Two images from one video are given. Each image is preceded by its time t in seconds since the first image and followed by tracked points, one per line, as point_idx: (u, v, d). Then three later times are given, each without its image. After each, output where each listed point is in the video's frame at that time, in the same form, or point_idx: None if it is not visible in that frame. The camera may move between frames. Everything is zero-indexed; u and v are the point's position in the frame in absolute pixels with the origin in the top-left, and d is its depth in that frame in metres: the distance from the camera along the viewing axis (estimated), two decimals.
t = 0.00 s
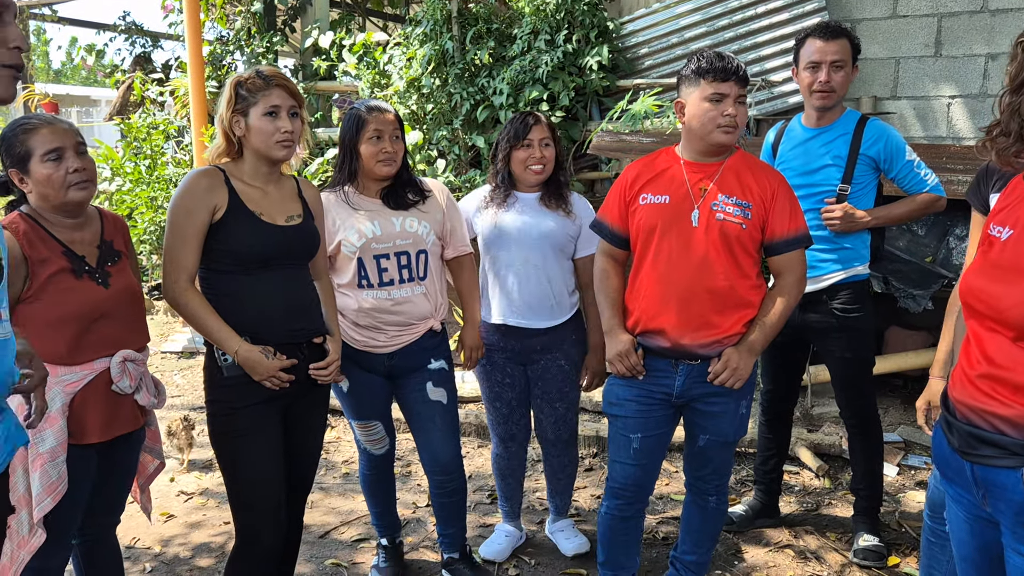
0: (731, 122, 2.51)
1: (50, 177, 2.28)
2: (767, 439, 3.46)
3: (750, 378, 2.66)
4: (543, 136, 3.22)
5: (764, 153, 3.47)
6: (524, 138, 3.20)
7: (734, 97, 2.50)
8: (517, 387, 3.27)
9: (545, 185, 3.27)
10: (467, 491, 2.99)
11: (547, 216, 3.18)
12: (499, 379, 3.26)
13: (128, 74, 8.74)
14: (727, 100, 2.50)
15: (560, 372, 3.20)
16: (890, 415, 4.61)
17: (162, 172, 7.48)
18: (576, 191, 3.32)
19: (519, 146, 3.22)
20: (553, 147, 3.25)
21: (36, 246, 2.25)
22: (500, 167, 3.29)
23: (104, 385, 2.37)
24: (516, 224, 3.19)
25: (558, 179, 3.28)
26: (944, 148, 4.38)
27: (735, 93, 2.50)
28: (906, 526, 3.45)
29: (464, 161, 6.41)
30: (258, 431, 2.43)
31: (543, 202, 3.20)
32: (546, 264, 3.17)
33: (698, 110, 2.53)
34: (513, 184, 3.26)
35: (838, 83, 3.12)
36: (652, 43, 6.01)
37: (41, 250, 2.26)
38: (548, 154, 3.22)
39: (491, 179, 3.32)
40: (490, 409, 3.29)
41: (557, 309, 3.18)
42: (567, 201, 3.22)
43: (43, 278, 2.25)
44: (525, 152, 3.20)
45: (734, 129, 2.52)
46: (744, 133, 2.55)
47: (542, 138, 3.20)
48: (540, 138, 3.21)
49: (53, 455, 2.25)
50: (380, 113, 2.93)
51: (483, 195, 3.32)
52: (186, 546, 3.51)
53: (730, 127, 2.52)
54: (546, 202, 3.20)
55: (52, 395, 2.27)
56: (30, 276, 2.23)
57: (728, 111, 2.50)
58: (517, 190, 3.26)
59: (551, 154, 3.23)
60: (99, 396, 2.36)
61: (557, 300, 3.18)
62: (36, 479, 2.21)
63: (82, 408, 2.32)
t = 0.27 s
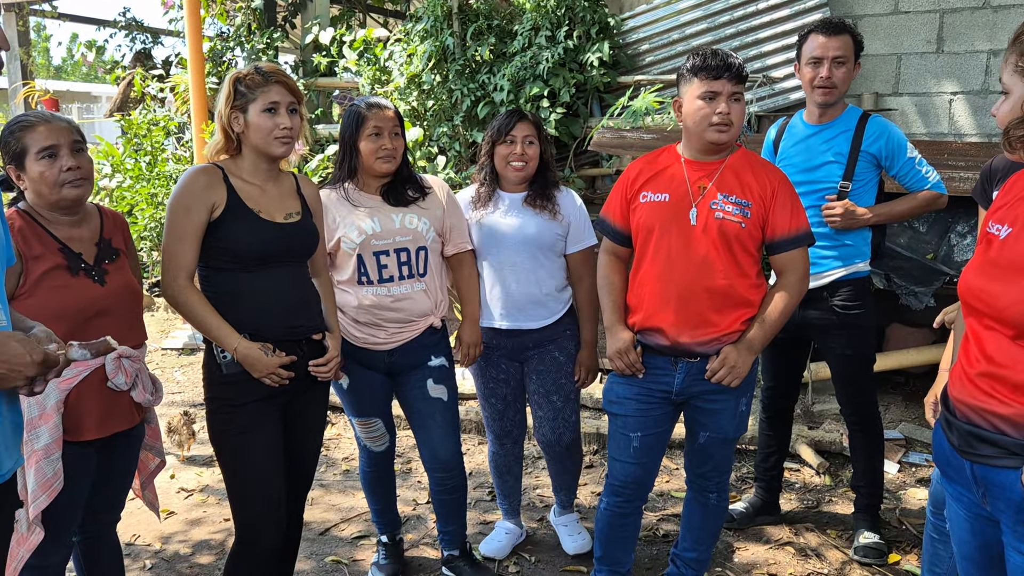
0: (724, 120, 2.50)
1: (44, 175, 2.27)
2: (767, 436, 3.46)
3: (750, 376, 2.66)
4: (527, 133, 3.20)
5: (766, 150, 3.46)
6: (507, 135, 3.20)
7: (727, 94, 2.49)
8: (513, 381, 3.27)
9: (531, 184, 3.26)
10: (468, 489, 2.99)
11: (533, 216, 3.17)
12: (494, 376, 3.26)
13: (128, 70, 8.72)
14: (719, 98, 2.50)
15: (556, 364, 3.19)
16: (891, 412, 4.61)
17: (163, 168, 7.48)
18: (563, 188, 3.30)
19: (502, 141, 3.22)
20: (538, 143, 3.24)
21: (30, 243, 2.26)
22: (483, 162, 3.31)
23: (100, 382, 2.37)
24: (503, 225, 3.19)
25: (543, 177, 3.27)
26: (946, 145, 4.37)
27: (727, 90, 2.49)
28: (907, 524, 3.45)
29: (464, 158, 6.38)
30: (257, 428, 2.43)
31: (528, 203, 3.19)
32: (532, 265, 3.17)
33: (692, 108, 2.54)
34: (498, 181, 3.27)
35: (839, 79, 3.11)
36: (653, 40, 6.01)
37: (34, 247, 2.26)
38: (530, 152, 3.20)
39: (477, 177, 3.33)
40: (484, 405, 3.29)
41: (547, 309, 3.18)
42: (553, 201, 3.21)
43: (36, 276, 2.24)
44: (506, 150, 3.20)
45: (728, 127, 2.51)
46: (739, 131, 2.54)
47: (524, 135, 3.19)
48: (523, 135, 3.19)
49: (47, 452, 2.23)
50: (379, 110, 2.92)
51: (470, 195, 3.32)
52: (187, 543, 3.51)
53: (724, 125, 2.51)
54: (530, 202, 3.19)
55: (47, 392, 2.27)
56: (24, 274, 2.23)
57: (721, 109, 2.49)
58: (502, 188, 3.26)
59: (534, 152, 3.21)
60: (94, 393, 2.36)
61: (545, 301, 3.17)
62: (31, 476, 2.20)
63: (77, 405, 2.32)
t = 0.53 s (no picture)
0: (709, 120, 2.52)
1: (53, 173, 2.27)
2: (770, 434, 3.46)
3: (752, 374, 2.66)
4: (530, 130, 3.19)
5: (768, 149, 3.46)
6: (509, 134, 3.19)
7: (713, 93, 2.50)
8: (519, 380, 3.27)
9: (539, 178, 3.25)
10: (471, 486, 2.99)
11: (541, 213, 3.17)
12: (502, 374, 3.26)
13: (129, 67, 8.71)
14: (705, 97, 2.51)
15: (565, 366, 3.19)
16: (892, 410, 4.61)
17: (164, 165, 7.48)
18: (573, 184, 3.28)
19: (506, 140, 3.21)
20: (542, 140, 3.22)
21: (40, 240, 2.24)
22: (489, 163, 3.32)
23: (104, 380, 2.38)
24: (513, 220, 3.18)
25: (554, 175, 3.24)
26: (948, 143, 4.37)
27: (713, 89, 2.49)
28: (909, 521, 3.45)
29: (466, 155, 6.38)
30: (261, 425, 2.43)
31: (536, 199, 3.18)
32: (543, 261, 3.16)
33: (684, 106, 2.58)
34: (505, 180, 3.28)
35: (842, 77, 3.11)
36: (655, 37, 6.01)
37: (43, 244, 2.25)
38: (534, 149, 3.18)
39: (485, 175, 3.33)
40: (492, 404, 3.30)
41: (556, 306, 3.17)
42: (562, 197, 3.19)
43: (45, 274, 2.24)
44: (510, 148, 3.19)
45: (715, 126, 2.52)
46: (728, 130, 2.54)
47: (527, 133, 3.17)
48: (526, 132, 3.18)
49: (52, 450, 2.24)
50: (383, 108, 2.92)
51: (478, 193, 3.32)
52: (190, 540, 3.52)
53: (710, 124, 2.53)
54: (539, 198, 3.18)
55: (53, 390, 2.27)
56: (33, 272, 2.23)
57: (706, 108, 2.51)
58: (510, 185, 3.26)
59: (538, 149, 3.19)
60: (99, 391, 2.36)
61: (555, 297, 3.16)
62: (35, 474, 2.21)
63: (82, 403, 2.32)
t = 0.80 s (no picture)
0: (703, 117, 2.52)
1: (50, 172, 2.26)
2: (770, 432, 3.46)
3: (753, 372, 2.66)
4: (540, 126, 3.15)
5: (770, 146, 3.45)
6: (519, 130, 3.17)
7: (706, 90, 2.50)
8: (528, 378, 3.27)
9: (552, 175, 3.24)
10: (472, 484, 2.99)
11: (554, 210, 3.15)
12: (510, 372, 3.25)
13: (127, 64, 8.69)
14: (698, 94, 2.52)
15: (574, 364, 3.19)
16: (892, 407, 4.62)
17: (162, 162, 7.46)
18: (586, 183, 3.27)
19: (516, 137, 3.20)
20: (552, 138, 3.18)
21: (41, 239, 2.24)
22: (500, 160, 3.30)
23: (107, 378, 2.37)
24: (526, 217, 3.17)
25: (567, 173, 3.22)
26: (948, 140, 4.37)
27: (705, 85, 2.50)
28: (909, 519, 3.46)
29: (465, 152, 6.38)
30: (261, 423, 2.42)
31: (550, 197, 3.17)
32: (554, 259, 3.15)
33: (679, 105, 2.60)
34: (519, 176, 3.26)
35: (844, 75, 3.11)
36: (655, 34, 6.00)
37: (44, 243, 2.24)
38: (544, 146, 3.16)
39: (498, 170, 3.31)
40: (498, 402, 3.29)
41: (567, 304, 3.17)
42: (577, 196, 3.19)
43: (46, 273, 2.23)
44: (519, 145, 3.18)
45: (708, 122, 2.52)
46: (724, 126, 2.54)
47: (536, 130, 3.14)
48: (535, 129, 3.15)
49: (55, 449, 2.23)
50: (385, 106, 2.91)
51: (490, 188, 3.31)
52: (190, 538, 3.51)
53: (704, 121, 2.53)
54: (552, 197, 3.16)
55: (55, 388, 2.26)
56: (34, 271, 2.22)
57: (700, 105, 2.52)
58: (522, 181, 3.25)
59: (548, 145, 3.17)
60: (101, 389, 2.35)
61: (565, 295, 3.16)
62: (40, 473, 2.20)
63: (84, 401, 2.32)
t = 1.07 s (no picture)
0: (694, 116, 2.52)
1: (32, 173, 2.25)
2: (763, 430, 3.46)
3: (746, 372, 2.65)
4: (541, 127, 3.15)
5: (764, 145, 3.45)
6: (521, 129, 3.16)
7: (697, 90, 2.50)
8: (526, 379, 3.25)
9: (554, 176, 3.23)
10: (465, 484, 2.99)
11: (555, 211, 3.15)
12: (509, 374, 3.24)
13: (119, 61, 8.64)
14: (689, 93, 2.52)
15: (570, 367, 3.18)
16: (886, 405, 4.62)
17: (155, 160, 7.43)
18: (586, 186, 3.27)
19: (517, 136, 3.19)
20: (552, 139, 3.17)
21: (27, 240, 2.22)
22: (502, 158, 3.31)
23: (96, 379, 2.35)
24: (527, 216, 3.16)
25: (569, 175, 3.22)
26: (942, 139, 4.38)
27: (696, 85, 2.50)
28: (902, 517, 3.46)
29: (460, 150, 6.41)
30: (253, 423, 2.41)
31: (551, 197, 3.16)
32: (554, 259, 3.14)
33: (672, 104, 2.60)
34: (520, 175, 3.25)
35: (836, 74, 3.10)
36: (649, 32, 5.99)
37: (31, 244, 2.23)
38: (543, 147, 3.15)
39: (499, 169, 3.31)
40: (497, 401, 3.29)
41: (566, 304, 3.16)
42: (578, 198, 3.19)
43: (32, 275, 2.22)
44: (519, 145, 3.18)
45: (699, 122, 2.52)
46: (715, 125, 2.53)
47: (536, 130, 3.13)
48: (536, 130, 3.14)
49: (42, 450, 2.22)
50: (377, 104, 2.89)
51: (491, 186, 3.30)
52: (183, 538, 3.50)
53: (695, 120, 2.53)
54: (553, 198, 3.16)
55: (43, 389, 2.24)
56: (20, 273, 2.21)
57: (690, 104, 2.52)
58: (523, 180, 3.24)
59: (547, 146, 3.16)
60: (90, 390, 2.34)
61: (564, 295, 3.15)
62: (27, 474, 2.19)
63: (72, 402, 2.30)
